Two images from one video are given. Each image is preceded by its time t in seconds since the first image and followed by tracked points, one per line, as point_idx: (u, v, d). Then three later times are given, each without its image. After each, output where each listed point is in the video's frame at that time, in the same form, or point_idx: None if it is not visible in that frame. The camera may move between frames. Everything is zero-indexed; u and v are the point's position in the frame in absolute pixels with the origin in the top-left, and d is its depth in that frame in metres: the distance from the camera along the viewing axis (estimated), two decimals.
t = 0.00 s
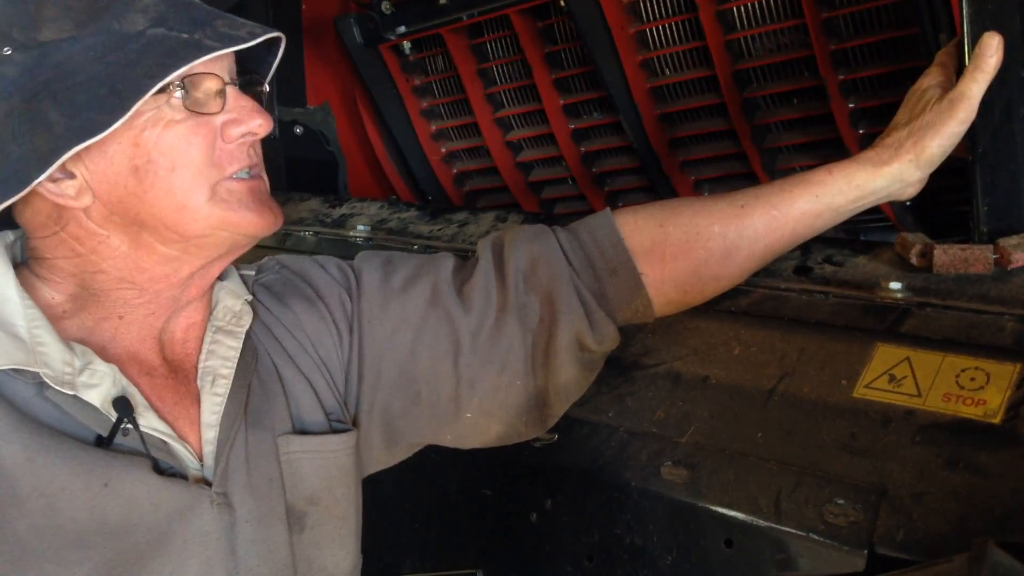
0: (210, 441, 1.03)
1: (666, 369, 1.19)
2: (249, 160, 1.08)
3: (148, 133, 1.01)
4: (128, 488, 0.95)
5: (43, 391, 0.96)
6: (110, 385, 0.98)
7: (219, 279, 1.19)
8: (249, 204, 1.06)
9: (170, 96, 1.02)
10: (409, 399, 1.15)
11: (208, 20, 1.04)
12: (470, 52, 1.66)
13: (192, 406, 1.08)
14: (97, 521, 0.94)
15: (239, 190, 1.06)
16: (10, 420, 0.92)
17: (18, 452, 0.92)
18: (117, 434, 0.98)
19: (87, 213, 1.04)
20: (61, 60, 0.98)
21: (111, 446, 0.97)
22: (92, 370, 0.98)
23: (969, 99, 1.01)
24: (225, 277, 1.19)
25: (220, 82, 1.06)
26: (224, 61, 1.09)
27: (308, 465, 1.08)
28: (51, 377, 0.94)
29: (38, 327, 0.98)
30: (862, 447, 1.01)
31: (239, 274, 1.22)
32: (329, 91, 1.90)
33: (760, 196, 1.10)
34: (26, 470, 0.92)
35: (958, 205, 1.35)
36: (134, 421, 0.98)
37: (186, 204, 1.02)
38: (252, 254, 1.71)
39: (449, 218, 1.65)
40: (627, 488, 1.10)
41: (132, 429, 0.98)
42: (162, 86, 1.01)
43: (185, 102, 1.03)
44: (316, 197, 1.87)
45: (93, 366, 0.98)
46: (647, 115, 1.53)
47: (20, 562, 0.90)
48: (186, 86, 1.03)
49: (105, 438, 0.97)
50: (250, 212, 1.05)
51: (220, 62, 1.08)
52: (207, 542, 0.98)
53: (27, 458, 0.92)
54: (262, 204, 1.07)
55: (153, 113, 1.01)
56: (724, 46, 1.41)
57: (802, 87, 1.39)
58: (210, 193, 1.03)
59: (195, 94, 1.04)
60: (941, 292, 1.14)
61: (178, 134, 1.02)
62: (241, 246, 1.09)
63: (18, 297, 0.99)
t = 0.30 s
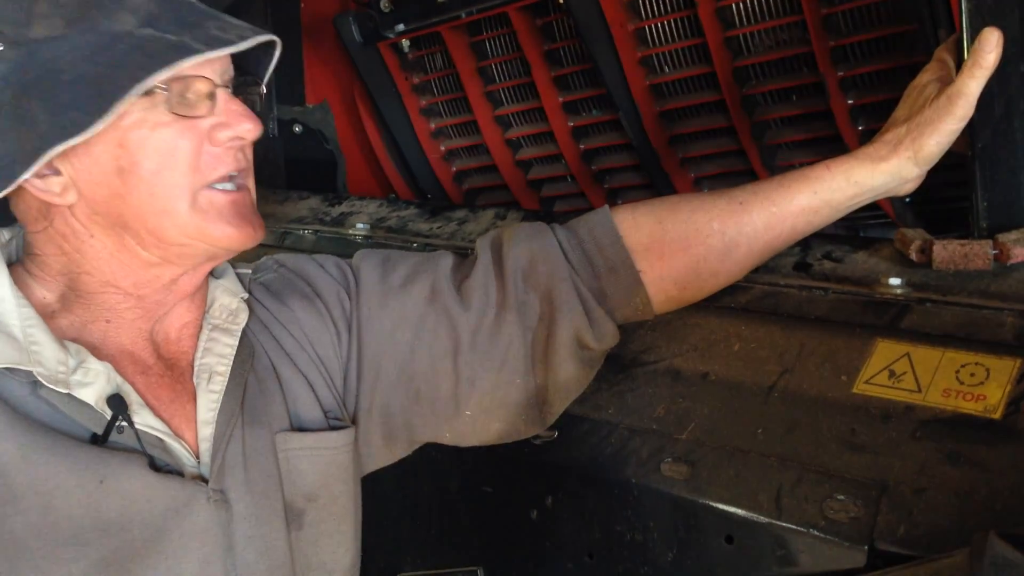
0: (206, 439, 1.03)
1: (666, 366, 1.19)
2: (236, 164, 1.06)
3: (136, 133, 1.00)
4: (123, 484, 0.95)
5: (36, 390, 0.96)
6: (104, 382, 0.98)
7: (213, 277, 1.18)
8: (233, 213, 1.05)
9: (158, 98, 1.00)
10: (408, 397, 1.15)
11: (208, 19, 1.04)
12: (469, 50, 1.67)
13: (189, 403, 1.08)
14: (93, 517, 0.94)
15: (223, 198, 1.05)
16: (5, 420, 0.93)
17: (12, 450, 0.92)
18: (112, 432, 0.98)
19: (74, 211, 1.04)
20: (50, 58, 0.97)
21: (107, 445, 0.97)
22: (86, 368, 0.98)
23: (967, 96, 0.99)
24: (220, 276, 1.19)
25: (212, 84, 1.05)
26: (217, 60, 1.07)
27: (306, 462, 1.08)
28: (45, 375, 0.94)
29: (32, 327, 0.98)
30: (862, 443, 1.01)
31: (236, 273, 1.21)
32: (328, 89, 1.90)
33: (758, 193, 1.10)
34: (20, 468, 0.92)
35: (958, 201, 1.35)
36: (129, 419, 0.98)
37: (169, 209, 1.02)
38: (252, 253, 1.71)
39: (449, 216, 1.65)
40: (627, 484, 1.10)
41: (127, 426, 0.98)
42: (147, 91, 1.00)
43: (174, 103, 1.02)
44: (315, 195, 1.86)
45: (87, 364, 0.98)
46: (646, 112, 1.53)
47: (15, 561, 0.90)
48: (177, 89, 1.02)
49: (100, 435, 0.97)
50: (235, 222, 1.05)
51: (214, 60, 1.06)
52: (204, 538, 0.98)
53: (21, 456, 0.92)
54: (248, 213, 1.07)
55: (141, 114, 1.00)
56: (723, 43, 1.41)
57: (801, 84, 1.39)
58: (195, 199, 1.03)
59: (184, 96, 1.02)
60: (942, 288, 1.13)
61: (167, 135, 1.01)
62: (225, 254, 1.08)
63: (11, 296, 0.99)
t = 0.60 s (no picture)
0: (201, 438, 1.03)
1: (667, 364, 1.19)
2: (156, 162, 1.02)
3: (49, 126, 1.00)
4: (116, 484, 0.94)
5: (30, 391, 0.95)
6: (97, 382, 0.98)
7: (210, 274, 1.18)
8: (148, 206, 1.00)
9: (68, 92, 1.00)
10: (407, 394, 1.15)
11: (142, 16, 1.00)
12: (469, 48, 1.66)
13: (183, 402, 1.07)
14: (85, 519, 0.93)
15: (141, 189, 1.00)
16: None
17: (4, 452, 0.91)
18: (106, 432, 0.97)
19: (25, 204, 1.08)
20: None
21: (101, 445, 0.97)
22: (79, 368, 0.98)
23: (956, 87, 1.02)
24: (216, 272, 1.18)
25: (128, 77, 1.03)
26: (143, 53, 1.05)
27: (304, 459, 1.08)
28: (38, 376, 0.94)
29: (27, 326, 0.98)
30: (863, 440, 1.01)
31: (233, 270, 1.21)
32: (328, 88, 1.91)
33: (756, 190, 1.10)
34: (10, 469, 0.91)
35: (959, 199, 1.35)
36: (123, 419, 0.98)
37: (76, 202, 0.99)
38: (252, 252, 1.70)
39: (449, 214, 1.65)
40: (628, 482, 1.10)
41: (121, 426, 0.98)
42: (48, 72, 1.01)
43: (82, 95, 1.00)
44: (315, 194, 1.86)
45: (80, 364, 0.98)
46: (647, 110, 1.53)
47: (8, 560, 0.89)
48: (87, 78, 1.00)
49: (94, 435, 0.97)
50: (148, 221, 1.00)
51: (138, 53, 1.04)
52: (199, 540, 0.97)
53: (12, 458, 0.91)
54: (172, 208, 1.01)
55: (56, 106, 1.00)
56: (723, 41, 1.41)
57: (802, 82, 1.39)
58: (104, 194, 0.99)
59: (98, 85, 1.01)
60: (943, 286, 1.14)
61: (74, 123, 1.00)
62: (160, 254, 1.03)
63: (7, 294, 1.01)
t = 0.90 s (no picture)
0: (199, 444, 1.03)
1: (668, 367, 1.19)
2: (122, 181, 1.01)
3: (33, 135, 1.03)
4: (110, 490, 0.94)
5: (25, 396, 0.96)
6: (93, 388, 0.98)
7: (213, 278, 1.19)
8: (110, 242, 1.01)
9: (49, 104, 1.02)
10: (407, 400, 1.15)
11: (110, 26, 1.00)
12: (470, 51, 1.67)
13: (180, 406, 1.08)
14: (79, 525, 0.93)
15: (103, 223, 1.01)
16: None
17: None
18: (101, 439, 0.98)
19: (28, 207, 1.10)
20: None
21: (96, 451, 0.97)
22: (75, 374, 0.98)
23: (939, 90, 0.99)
24: (219, 277, 1.19)
25: (103, 90, 1.03)
26: (118, 64, 1.04)
27: (302, 468, 1.08)
28: (33, 382, 0.95)
29: (24, 331, 0.98)
30: (864, 443, 1.01)
31: (237, 276, 1.21)
32: (330, 91, 1.91)
33: (757, 193, 1.10)
34: (4, 474, 0.91)
35: (960, 202, 1.36)
36: (119, 425, 0.98)
37: (50, 220, 1.01)
38: (253, 255, 1.70)
39: (450, 218, 1.65)
40: (629, 485, 1.10)
41: (116, 433, 0.99)
42: (35, 80, 1.04)
43: (58, 107, 1.02)
44: (316, 197, 1.87)
45: (77, 370, 0.98)
46: (647, 113, 1.53)
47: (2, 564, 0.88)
48: (61, 89, 1.02)
49: (89, 442, 0.97)
50: (114, 253, 1.01)
51: (112, 64, 1.03)
52: (194, 545, 0.97)
53: (7, 463, 0.91)
54: (138, 241, 1.02)
55: (40, 114, 1.02)
56: (724, 44, 1.41)
57: (802, 85, 1.39)
58: (71, 217, 1.01)
59: (71, 96, 1.02)
60: (942, 290, 1.14)
61: (49, 136, 1.01)
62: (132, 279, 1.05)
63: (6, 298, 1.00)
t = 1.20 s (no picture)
0: (199, 446, 1.03)
1: (670, 370, 1.19)
2: (124, 182, 1.01)
3: (36, 136, 1.03)
4: (110, 493, 0.94)
5: (25, 399, 0.96)
6: (94, 391, 0.98)
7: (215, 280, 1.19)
8: (110, 238, 1.01)
9: (50, 107, 1.02)
10: (408, 402, 1.15)
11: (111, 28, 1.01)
12: (472, 53, 1.67)
13: (180, 409, 1.07)
14: (78, 527, 0.93)
15: (106, 219, 1.01)
16: None
17: None
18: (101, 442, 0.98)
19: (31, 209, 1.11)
20: None
21: (96, 454, 0.97)
22: (76, 377, 0.98)
23: (968, 102, 0.99)
24: (220, 278, 1.19)
25: (104, 92, 1.03)
26: (120, 65, 1.04)
27: (303, 469, 1.07)
28: (33, 385, 0.95)
29: (25, 333, 0.99)
30: (866, 447, 1.01)
31: (240, 277, 1.21)
32: (332, 92, 1.91)
33: (762, 198, 1.10)
34: (4, 475, 0.92)
35: (963, 205, 1.35)
36: (119, 428, 0.98)
37: (52, 221, 1.02)
38: (254, 256, 1.70)
39: (451, 219, 1.65)
40: (630, 487, 1.10)
41: (116, 436, 0.99)
42: (37, 82, 1.04)
43: (59, 109, 1.02)
44: (318, 198, 1.87)
45: (77, 372, 0.98)
46: (649, 115, 1.53)
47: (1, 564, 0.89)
48: (64, 90, 1.02)
49: (88, 445, 0.97)
50: (116, 252, 1.01)
51: (114, 66, 1.04)
52: (193, 548, 0.97)
53: (7, 466, 0.92)
54: (140, 237, 1.02)
55: (43, 117, 1.02)
56: (726, 46, 1.41)
57: (804, 87, 1.39)
58: (74, 218, 1.01)
59: (74, 98, 1.02)
60: (944, 293, 1.14)
61: (51, 138, 1.01)
62: (134, 276, 1.05)
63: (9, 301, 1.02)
